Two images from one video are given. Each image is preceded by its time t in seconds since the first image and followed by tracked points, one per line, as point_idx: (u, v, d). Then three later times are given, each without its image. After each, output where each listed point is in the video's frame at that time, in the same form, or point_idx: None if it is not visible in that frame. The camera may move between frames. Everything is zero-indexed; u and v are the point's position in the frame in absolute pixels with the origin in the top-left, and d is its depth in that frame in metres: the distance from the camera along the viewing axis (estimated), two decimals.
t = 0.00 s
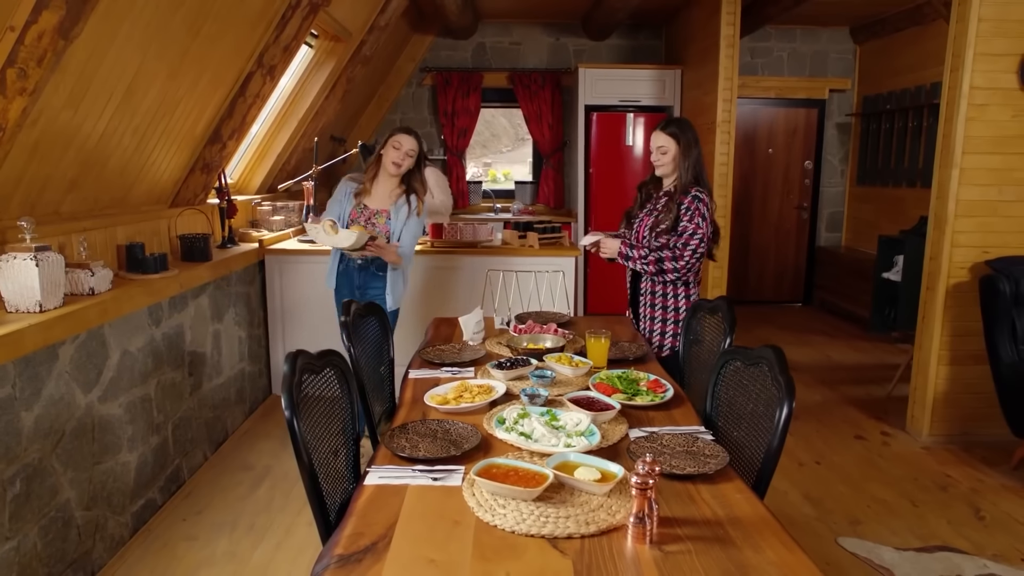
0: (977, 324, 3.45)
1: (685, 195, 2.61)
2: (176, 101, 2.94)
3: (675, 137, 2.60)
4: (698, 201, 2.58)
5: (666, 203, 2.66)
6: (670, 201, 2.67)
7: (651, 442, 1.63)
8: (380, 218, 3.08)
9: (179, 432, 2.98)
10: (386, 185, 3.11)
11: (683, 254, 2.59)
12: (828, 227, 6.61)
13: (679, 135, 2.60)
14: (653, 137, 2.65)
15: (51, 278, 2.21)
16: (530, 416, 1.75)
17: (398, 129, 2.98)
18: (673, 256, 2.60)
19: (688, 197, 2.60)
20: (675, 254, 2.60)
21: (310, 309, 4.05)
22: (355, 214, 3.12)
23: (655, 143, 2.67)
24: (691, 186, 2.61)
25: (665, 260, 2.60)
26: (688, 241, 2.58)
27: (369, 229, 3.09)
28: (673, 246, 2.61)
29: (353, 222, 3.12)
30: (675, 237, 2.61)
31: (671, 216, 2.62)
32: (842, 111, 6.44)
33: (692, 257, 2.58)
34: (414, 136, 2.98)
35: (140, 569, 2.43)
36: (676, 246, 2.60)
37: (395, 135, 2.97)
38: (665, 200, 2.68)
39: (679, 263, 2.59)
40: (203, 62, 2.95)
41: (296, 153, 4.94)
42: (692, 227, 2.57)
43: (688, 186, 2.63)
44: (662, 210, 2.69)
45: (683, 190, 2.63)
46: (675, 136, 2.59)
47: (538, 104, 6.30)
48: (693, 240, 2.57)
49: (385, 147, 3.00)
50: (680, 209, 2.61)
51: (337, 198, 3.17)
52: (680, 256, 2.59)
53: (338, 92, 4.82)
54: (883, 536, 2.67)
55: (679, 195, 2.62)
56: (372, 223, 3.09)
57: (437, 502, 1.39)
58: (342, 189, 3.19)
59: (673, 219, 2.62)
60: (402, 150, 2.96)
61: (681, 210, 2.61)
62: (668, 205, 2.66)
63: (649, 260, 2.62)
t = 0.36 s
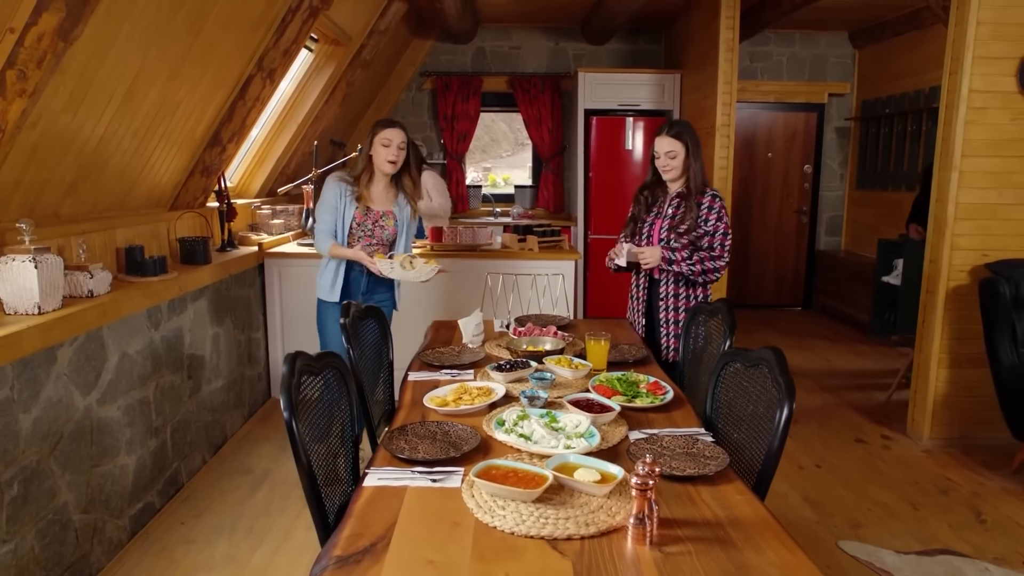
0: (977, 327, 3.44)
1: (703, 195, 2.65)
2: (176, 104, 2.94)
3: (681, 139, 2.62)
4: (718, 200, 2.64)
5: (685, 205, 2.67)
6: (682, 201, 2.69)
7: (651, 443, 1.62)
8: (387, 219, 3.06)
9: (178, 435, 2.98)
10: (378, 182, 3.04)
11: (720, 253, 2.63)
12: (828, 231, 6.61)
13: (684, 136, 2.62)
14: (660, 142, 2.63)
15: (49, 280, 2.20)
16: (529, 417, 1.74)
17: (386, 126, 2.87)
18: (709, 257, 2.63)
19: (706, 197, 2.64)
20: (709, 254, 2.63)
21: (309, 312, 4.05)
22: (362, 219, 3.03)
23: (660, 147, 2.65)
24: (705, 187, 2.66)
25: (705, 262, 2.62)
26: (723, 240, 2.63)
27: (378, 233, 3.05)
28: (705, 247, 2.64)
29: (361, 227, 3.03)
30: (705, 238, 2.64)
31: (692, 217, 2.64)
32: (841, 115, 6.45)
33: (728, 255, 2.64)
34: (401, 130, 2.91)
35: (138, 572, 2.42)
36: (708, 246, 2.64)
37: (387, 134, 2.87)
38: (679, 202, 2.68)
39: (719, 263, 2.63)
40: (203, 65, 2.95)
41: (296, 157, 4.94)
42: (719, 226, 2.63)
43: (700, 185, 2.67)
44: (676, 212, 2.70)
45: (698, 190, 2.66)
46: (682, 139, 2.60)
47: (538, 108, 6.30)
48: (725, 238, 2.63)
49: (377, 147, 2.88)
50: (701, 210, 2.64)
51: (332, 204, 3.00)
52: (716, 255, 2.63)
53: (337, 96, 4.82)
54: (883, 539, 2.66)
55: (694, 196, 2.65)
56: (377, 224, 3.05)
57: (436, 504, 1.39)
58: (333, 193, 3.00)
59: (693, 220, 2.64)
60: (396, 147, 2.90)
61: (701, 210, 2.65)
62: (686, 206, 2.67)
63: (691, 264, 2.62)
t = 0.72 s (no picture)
0: (977, 330, 3.44)
1: (711, 202, 2.63)
2: (176, 107, 2.94)
3: (678, 145, 2.61)
4: (726, 206, 2.61)
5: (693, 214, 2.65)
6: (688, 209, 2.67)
7: (652, 445, 1.62)
8: (401, 220, 3.00)
9: (177, 438, 2.97)
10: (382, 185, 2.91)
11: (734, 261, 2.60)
12: (827, 234, 6.61)
13: (682, 142, 2.61)
14: (657, 150, 2.64)
15: (49, 282, 2.20)
16: (529, 419, 1.74)
17: (388, 130, 2.72)
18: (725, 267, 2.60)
19: (714, 203, 2.62)
20: (723, 262, 2.61)
21: (309, 316, 4.04)
22: (385, 225, 2.92)
23: (659, 155, 2.65)
24: (712, 192, 2.63)
25: (723, 273, 2.59)
26: (736, 247, 2.60)
27: (398, 235, 2.99)
28: (719, 255, 2.61)
29: (387, 234, 2.93)
30: (717, 246, 2.62)
31: (701, 226, 2.61)
32: (841, 119, 6.46)
33: (742, 262, 2.61)
34: (397, 130, 2.77)
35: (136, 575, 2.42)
36: (721, 255, 2.61)
37: (393, 138, 2.74)
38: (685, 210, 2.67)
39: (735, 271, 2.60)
40: (203, 67, 2.95)
41: (296, 160, 4.95)
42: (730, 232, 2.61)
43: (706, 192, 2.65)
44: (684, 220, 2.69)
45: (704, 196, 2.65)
46: (681, 145, 2.59)
47: (538, 111, 6.30)
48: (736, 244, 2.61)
49: (386, 154, 2.74)
50: (709, 217, 2.62)
51: (353, 221, 2.82)
52: (730, 263, 2.60)
53: (337, 99, 4.83)
54: (884, 542, 2.65)
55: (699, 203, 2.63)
56: (394, 226, 2.98)
57: (435, 506, 1.38)
58: (351, 209, 2.82)
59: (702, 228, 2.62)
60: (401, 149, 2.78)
61: (710, 217, 2.63)
62: (693, 215, 2.64)
63: (709, 276, 2.58)
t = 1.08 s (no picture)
0: (977, 331, 3.44)
1: (707, 211, 2.58)
2: (175, 109, 2.94)
3: (664, 156, 2.54)
4: (722, 213, 2.58)
5: (689, 223, 2.61)
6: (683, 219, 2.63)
7: (652, 445, 1.61)
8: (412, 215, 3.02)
9: (177, 439, 2.97)
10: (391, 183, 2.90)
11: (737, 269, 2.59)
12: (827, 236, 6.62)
13: (666, 152, 2.54)
14: (643, 163, 2.57)
15: (48, 282, 2.19)
16: (529, 420, 1.73)
17: (399, 125, 2.73)
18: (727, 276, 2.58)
19: (709, 211, 2.58)
20: (726, 272, 2.59)
21: (309, 317, 4.05)
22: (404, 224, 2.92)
23: (646, 166, 2.59)
24: (706, 200, 2.60)
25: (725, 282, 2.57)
26: (737, 254, 2.59)
27: (412, 230, 3.00)
28: (721, 264, 2.60)
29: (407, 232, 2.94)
30: (717, 254, 2.60)
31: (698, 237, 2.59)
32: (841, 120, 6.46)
33: (745, 269, 2.60)
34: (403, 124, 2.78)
35: None
36: (722, 263, 2.60)
37: (405, 132, 2.75)
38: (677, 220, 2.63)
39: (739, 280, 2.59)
40: (203, 69, 2.95)
41: (296, 161, 4.95)
42: (729, 240, 2.59)
43: (700, 200, 2.61)
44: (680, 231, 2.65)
45: (698, 204, 2.60)
46: (666, 155, 2.53)
47: (538, 113, 6.30)
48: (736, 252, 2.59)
49: (402, 150, 2.75)
50: (706, 226, 2.60)
51: (376, 226, 2.77)
52: (733, 271, 2.59)
53: (338, 100, 4.83)
54: (885, 543, 2.65)
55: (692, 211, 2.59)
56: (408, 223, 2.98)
57: (435, 506, 1.38)
58: (375, 213, 2.76)
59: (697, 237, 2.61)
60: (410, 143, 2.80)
61: (707, 226, 2.60)
62: (689, 225, 2.61)
63: (713, 289, 2.56)
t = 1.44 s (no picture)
0: (979, 331, 3.43)
1: (708, 212, 2.59)
2: (177, 108, 2.93)
3: (661, 157, 2.50)
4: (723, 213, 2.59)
5: (692, 224, 2.61)
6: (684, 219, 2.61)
7: (653, 444, 1.61)
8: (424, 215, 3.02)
9: (178, 438, 2.97)
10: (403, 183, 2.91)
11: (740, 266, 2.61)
12: (829, 236, 6.62)
13: (664, 153, 2.50)
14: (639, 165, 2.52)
15: (49, 281, 2.19)
16: (530, 418, 1.73)
17: (411, 124, 2.74)
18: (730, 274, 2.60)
19: (711, 211, 2.59)
20: (730, 271, 2.60)
21: (310, 317, 4.04)
22: (413, 224, 2.92)
23: (641, 169, 2.54)
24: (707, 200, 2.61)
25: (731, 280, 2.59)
26: (738, 252, 2.60)
27: (423, 230, 3.00)
28: (724, 263, 2.61)
29: (416, 232, 2.93)
30: (719, 253, 2.60)
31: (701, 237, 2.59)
32: (843, 120, 6.46)
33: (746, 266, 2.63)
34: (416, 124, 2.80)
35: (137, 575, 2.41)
36: (726, 262, 2.60)
37: (416, 132, 2.76)
38: (677, 220, 2.61)
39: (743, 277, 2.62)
40: (204, 68, 2.95)
41: (298, 161, 4.95)
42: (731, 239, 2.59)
43: (699, 200, 2.61)
44: (681, 232, 2.61)
45: (698, 205, 2.60)
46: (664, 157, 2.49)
47: (539, 113, 6.30)
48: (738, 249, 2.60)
49: (413, 149, 2.75)
50: (708, 226, 2.60)
51: (383, 225, 2.78)
52: (736, 269, 2.61)
53: (339, 101, 4.83)
54: (888, 543, 2.64)
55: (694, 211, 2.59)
56: (420, 224, 2.98)
57: (436, 504, 1.37)
58: (382, 213, 2.77)
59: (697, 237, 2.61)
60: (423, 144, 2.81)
61: (708, 226, 2.60)
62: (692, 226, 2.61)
63: (723, 289, 2.59)
